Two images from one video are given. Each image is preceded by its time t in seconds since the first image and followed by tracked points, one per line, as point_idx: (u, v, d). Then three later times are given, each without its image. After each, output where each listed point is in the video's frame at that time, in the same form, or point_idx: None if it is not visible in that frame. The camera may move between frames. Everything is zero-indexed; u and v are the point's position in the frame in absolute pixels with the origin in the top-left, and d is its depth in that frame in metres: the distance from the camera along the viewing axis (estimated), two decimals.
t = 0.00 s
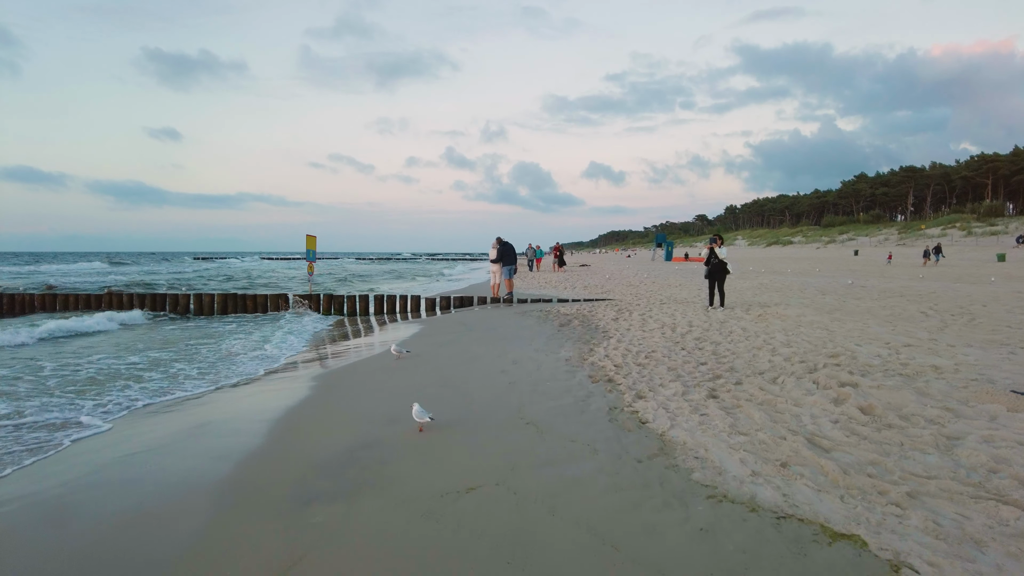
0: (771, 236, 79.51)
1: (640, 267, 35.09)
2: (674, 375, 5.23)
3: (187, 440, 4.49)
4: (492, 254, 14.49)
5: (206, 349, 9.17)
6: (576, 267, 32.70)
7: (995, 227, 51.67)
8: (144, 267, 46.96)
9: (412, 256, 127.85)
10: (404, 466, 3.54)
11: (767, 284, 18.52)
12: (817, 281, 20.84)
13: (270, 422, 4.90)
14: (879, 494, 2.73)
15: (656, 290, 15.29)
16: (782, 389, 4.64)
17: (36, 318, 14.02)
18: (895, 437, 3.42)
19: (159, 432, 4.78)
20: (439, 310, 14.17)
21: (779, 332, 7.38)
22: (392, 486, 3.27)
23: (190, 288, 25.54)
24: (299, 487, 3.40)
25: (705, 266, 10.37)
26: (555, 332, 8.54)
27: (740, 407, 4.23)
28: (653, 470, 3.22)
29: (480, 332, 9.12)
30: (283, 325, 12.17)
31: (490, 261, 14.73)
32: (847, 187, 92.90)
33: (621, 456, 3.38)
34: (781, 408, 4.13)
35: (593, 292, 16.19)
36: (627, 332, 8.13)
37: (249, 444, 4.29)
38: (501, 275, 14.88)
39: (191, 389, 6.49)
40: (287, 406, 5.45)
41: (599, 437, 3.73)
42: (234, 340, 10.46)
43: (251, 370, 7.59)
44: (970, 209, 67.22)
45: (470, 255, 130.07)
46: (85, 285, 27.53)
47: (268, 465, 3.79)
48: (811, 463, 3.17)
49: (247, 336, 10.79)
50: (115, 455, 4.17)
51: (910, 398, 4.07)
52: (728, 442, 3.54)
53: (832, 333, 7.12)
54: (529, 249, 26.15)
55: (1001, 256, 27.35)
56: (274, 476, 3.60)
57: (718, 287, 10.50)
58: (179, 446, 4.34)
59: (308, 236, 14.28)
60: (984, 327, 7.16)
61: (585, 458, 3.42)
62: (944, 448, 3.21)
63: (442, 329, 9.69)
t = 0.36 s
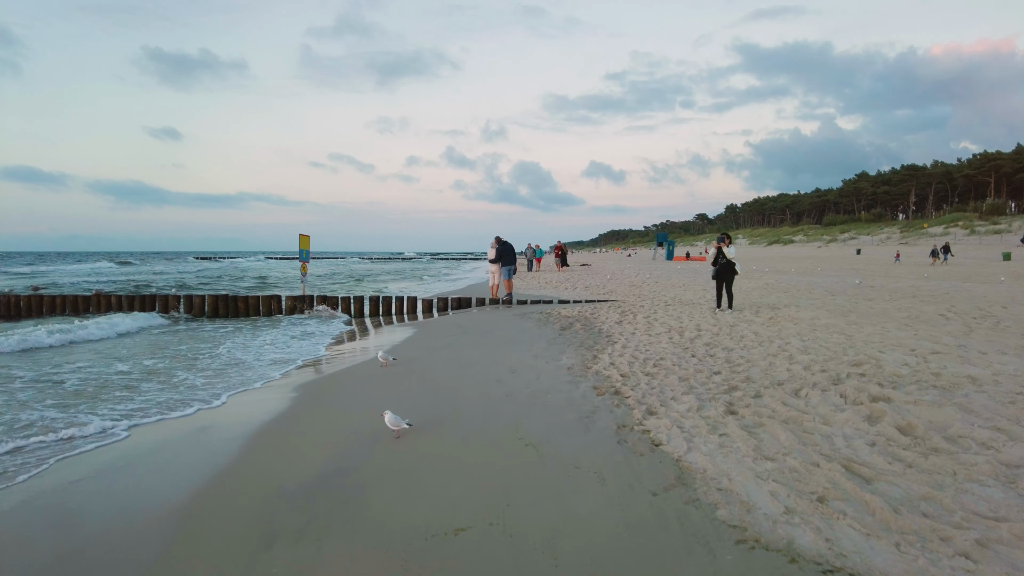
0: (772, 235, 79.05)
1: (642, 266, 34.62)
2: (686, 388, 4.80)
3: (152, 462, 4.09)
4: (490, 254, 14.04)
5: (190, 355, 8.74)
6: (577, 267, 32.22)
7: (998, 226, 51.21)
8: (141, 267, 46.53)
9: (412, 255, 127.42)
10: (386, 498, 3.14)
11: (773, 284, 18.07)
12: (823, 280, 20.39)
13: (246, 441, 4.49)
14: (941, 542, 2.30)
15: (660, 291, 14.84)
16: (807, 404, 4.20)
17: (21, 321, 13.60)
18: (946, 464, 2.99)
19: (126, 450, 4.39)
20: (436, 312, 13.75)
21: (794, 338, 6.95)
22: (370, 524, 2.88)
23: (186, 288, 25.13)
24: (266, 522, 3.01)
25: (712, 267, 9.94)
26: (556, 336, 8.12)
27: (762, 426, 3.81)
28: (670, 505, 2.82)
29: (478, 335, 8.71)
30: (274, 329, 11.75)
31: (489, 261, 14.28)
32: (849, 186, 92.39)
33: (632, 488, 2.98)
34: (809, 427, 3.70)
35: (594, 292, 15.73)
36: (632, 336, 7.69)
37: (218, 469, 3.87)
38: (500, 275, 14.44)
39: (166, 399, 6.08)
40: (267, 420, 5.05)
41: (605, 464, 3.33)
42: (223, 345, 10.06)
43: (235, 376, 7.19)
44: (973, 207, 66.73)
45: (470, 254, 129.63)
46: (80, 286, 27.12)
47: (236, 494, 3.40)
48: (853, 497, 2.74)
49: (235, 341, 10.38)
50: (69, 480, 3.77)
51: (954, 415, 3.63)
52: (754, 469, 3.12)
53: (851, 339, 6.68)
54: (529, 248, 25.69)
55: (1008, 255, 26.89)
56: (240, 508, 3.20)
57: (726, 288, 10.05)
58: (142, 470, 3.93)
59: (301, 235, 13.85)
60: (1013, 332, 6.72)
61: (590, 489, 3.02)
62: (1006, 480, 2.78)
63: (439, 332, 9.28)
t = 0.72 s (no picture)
0: (775, 235, 78.58)
1: (646, 266, 34.17)
2: (708, 400, 4.40)
3: (119, 480, 3.70)
4: (492, 253, 13.64)
5: (179, 359, 8.35)
6: (579, 266, 31.80)
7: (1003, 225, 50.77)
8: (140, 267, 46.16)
9: (413, 255, 126.98)
10: (376, 529, 2.75)
11: (782, 285, 17.63)
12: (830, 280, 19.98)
13: (226, 456, 4.10)
14: None
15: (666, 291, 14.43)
16: (845, 417, 3.79)
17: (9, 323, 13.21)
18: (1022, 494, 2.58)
19: (94, 464, 4.00)
20: (436, 313, 13.35)
21: (815, 342, 6.54)
22: (356, 561, 2.50)
23: (182, 288, 24.70)
24: (238, 556, 2.62)
25: (723, 266, 9.54)
26: (562, 339, 7.71)
27: (798, 443, 3.41)
28: (705, 544, 2.42)
29: (479, 338, 8.33)
30: (269, 331, 11.35)
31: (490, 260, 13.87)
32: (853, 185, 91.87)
33: (659, 523, 2.59)
34: (852, 445, 3.29)
35: (599, 292, 15.31)
36: (642, 339, 7.28)
37: (192, 487, 3.50)
38: (502, 275, 14.03)
39: (147, 406, 5.69)
40: (252, 431, 4.67)
41: (626, 492, 2.93)
42: (215, 347, 9.68)
43: (223, 380, 6.80)
44: (977, 207, 66.27)
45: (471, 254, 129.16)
46: (74, 286, 26.69)
47: (209, 520, 3.02)
48: (922, 535, 2.33)
49: (227, 343, 10.00)
50: (25, 500, 3.39)
51: (1017, 432, 3.22)
52: (798, 499, 2.72)
53: (877, 343, 6.27)
54: (530, 247, 25.30)
55: (1016, 254, 26.47)
56: (210, 539, 2.82)
57: (738, 289, 9.64)
58: (109, 486, 3.55)
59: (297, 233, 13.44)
60: None
61: (610, 523, 2.63)
62: None
63: (438, 335, 8.89)
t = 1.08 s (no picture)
0: (780, 235, 78.05)
1: (651, 267, 33.74)
2: (731, 420, 3.99)
3: (77, 516, 3.32)
4: (494, 254, 13.24)
5: (166, 368, 7.96)
6: (583, 267, 31.38)
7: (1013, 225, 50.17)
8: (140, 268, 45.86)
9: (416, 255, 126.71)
10: None
11: (793, 286, 17.19)
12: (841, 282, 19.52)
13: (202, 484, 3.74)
14: None
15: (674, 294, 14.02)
16: (888, 440, 3.38)
17: None
18: None
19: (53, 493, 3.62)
20: (437, 316, 12.96)
21: (838, 351, 6.13)
22: None
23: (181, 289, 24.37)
24: None
25: (736, 269, 9.14)
26: (568, 345, 7.31)
27: (840, 474, 3.00)
28: None
29: (481, 343, 7.95)
30: (263, 337, 10.95)
31: (493, 261, 13.47)
32: (858, 185, 91.24)
33: None
34: (902, 477, 2.89)
35: (604, 294, 14.91)
36: (653, 346, 6.88)
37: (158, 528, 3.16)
38: (504, 276, 13.64)
39: (125, 420, 5.31)
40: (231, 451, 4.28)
41: (646, 537, 2.55)
42: (207, 354, 9.31)
43: (209, 390, 6.42)
44: (985, 207, 65.66)
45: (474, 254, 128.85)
46: (74, 287, 26.43)
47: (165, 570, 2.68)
48: None
49: (220, 349, 9.63)
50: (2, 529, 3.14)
51: None
52: (849, 547, 2.33)
53: (905, 352, 5.86)
54: (533, 247, 24.90)
55: None
56: None
57: (752, 293, 9.22)
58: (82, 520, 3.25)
59: (294, 233, 13.06)
60: None
61: None
62: None
63: (438, 340, 8.51)
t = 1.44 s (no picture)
0: (786, 234, 77.48)
1: (656, 268, 33.28)
2: (758, 445, 3.55)
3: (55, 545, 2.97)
4: (496, 255, 12.80)
5: (150, 379, 7.52)
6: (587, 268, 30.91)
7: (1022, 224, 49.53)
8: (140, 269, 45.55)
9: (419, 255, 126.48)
10: None
11: (803, 288, 16.72)
12: (852, 283, 19.01)
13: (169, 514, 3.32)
14: None
15: (682, 297, 13.58)
16: (945, 471, 2.93)
17: None
18: None
19: None
20: (437, 319, 12.53)
21: (866, 360, 5.67)
22: None
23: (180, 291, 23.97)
24: None
25: (750, 271, 8.68)
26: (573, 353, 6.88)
27: (896, 517, 2.54)
28: None
29: (480, 350, 7.55)
30: (256, 343, 10.52)
31: (495, 262, 13.03)
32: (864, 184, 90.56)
33: None
34: (973, 521, 2.44)
35: (610, 296, 14.45)
36: (664, 355, 6.43)
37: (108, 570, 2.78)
38: (507, 278, 13.20)
39: (93, 435, 4.88)
40: (197, 476, 3.83)
41: None
42: (194, 362, 8.88)
43: (185, 400, 5.97)
44: (993, 206, 64.98)
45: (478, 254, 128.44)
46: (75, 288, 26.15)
47: None
48: None
49: (210, 357, 9.20)
50: None
51: None
52: None
53: (940, 362, 5.40)
54: (536, 247, 24.44)
55: None
56: None
57: (766, 295, 8.77)
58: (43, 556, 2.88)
59: (288, 234, 12.63)
60: None
61: None
62: None
63: (435, 346, 8.10)
